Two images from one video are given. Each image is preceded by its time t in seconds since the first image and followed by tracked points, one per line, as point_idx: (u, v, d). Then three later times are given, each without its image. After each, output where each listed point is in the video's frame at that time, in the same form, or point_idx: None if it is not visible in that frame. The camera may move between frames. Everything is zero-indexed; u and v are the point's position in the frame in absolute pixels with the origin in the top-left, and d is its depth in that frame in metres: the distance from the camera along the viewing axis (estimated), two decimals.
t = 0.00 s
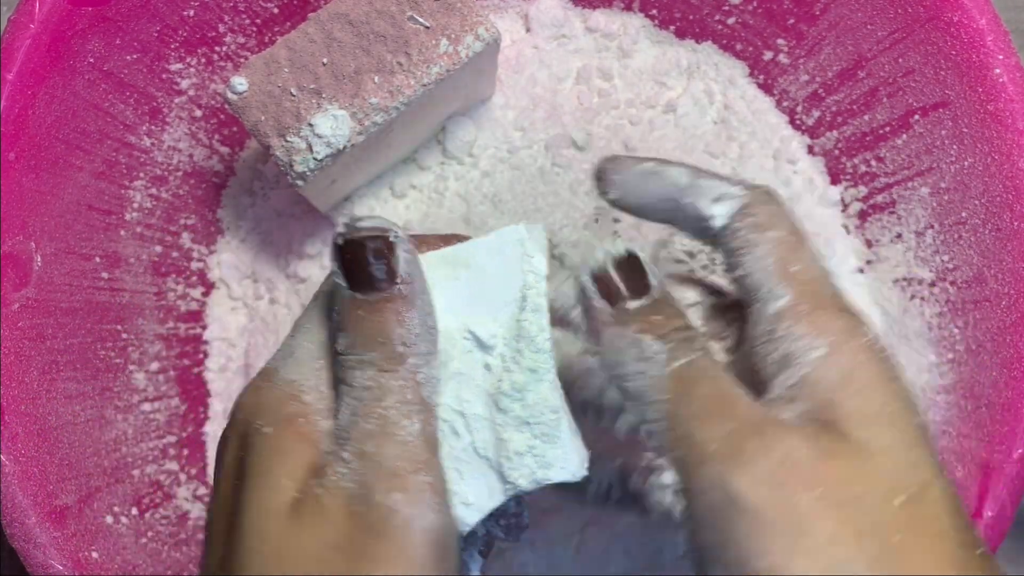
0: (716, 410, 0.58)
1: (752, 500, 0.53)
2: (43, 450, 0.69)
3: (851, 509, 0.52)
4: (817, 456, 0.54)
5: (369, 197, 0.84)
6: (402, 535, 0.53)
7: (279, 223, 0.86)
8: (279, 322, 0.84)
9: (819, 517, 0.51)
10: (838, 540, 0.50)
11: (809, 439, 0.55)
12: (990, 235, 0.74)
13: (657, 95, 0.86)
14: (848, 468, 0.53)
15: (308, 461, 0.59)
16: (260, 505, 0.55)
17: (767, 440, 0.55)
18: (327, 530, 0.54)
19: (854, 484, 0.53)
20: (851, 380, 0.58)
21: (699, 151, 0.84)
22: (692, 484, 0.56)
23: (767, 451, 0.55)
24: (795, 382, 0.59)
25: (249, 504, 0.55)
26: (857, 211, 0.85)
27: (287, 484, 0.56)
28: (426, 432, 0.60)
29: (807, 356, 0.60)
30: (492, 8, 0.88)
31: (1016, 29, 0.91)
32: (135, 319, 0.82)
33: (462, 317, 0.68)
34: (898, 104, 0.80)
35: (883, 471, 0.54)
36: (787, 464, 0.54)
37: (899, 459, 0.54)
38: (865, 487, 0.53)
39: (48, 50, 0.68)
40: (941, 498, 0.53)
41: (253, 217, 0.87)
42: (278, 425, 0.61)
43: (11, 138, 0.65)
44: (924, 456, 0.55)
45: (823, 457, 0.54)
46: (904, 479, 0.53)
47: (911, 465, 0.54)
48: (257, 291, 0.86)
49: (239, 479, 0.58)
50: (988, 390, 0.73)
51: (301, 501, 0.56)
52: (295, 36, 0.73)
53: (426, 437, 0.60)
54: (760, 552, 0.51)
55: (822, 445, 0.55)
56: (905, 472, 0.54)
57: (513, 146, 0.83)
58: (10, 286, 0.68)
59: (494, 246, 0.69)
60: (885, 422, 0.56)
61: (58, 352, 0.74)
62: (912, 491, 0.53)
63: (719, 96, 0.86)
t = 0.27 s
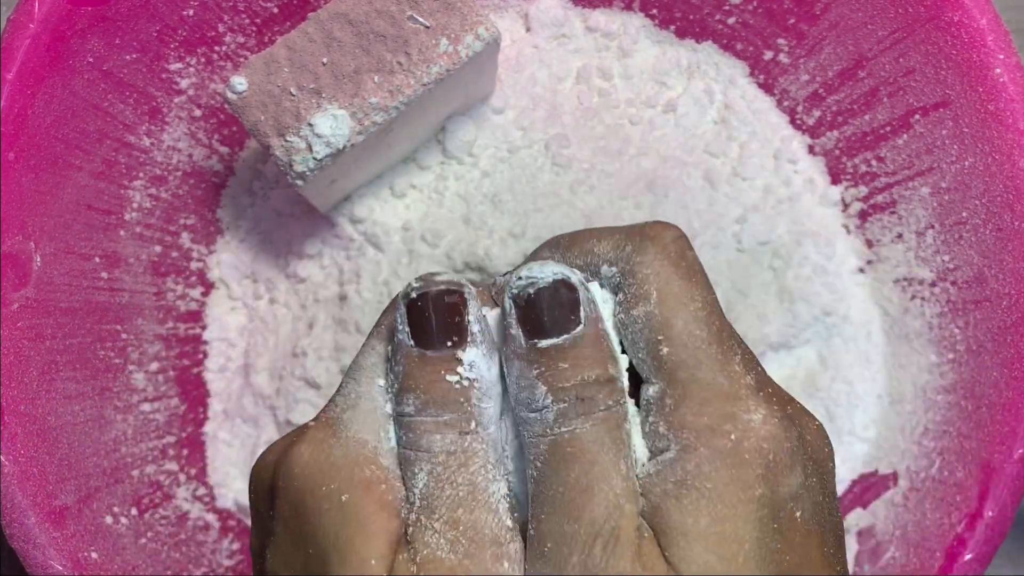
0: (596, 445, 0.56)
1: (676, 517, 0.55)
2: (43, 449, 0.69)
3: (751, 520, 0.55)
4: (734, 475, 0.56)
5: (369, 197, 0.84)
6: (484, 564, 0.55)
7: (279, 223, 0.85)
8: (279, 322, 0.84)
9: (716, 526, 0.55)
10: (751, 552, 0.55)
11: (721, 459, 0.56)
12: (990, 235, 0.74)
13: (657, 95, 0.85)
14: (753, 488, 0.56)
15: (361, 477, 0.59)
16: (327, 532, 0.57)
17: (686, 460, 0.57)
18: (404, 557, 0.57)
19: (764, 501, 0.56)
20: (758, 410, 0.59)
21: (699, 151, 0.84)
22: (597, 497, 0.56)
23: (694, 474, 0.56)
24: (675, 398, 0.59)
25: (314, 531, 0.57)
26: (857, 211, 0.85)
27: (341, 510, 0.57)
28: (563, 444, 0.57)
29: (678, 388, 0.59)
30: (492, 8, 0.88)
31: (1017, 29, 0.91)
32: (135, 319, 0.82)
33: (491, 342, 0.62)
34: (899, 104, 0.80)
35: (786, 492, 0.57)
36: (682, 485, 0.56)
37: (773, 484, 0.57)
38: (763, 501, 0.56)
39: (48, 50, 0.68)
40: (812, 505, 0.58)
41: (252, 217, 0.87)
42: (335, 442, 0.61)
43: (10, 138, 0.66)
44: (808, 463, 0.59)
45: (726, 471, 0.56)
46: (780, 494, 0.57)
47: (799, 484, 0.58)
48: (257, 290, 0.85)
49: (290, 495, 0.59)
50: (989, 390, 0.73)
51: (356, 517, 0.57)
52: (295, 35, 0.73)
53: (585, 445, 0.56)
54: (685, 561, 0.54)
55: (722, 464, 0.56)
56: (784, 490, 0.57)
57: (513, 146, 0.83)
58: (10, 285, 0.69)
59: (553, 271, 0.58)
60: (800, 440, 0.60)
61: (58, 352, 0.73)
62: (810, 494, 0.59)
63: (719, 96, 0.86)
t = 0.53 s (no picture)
0: (763, 398, 0.54)
1: (764, 489, 0.52)
2: (42, 450, 0.69)
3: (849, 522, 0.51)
4: (846, 469, 0.52)
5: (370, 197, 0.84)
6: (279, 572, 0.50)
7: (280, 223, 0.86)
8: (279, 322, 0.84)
9: (808, 519, 0.51)
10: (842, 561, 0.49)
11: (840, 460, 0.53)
12: (990, 235, 0.74)
13: (657, 95, 0.85)
14: (864, 500, 0.51)
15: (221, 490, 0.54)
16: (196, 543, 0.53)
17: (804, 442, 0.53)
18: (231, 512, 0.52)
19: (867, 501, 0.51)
20: (895, 422, 0.55)
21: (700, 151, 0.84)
22: (721, 463, 0.53)
23: (813, 476, 0.52)
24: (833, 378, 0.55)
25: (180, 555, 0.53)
26: (858, 211, 0.85)
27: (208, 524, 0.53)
28: (738, 339, 0.55)
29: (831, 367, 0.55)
30: (492, 8, 0.88)
31: (1017, 29, 0.91)
32: (135, 319, 0.82)
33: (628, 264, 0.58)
34: (899, 104, 0.80)
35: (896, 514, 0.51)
36: (806, 479, 0.52)
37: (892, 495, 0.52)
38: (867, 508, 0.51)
39: (48, 50, 0.68)
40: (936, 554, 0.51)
41: (252, 217, 0.87)
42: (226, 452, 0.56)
43: (10, 138, 0.66)
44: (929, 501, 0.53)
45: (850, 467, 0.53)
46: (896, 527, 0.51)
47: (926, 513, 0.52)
48: (257, 291, 0.86)
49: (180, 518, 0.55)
50: (988, 390, 0.73)
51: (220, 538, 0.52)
52: (295, 35, 0.73)
53: (761, 345, 0.55)
54: (755, 552, 0.51)
55: (841, 460, 0.53)
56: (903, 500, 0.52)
57: (513, 146, 0.83)
58: (10, 285, 0.69)
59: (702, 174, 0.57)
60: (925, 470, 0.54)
61: (58, 352, 0.73)
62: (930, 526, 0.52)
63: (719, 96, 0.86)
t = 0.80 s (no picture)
0: (893, 372, 0.52)
1: (908, 456, 0.51)
2: (42, 450, 0.69)
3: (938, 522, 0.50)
4: (965, 470, 0.52)
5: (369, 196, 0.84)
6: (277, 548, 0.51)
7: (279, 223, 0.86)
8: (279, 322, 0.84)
9: (958, 505, 0.51)
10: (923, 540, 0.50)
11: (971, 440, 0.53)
12: (991, 236, 0.74)
13: (657, 95, 0.85)
14: (983, 500, 0.52)
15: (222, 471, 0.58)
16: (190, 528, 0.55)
17: (927, 421, 0.52)
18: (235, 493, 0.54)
19: (967, 503, 0.51)
20: (993, 419, 0.57)
21: (699, 151, 0.84)
22: (861, 428, 0.52)
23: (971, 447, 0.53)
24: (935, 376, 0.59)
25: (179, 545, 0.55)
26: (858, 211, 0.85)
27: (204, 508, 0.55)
28: (877, 317, 0.53)
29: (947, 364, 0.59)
30: (492, 8, 0.87)
31: (1017, 29, 0.91)
32: (135, 319, 0.82)
33: (757, 270, 0.57)
34: (899, 104, 0.80)
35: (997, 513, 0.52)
36: (944, 446, 0.52)
37: (988, 492, 0.52)
38: (986, 505, 0.52)
39: (47, 49, 0.67)
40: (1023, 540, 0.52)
41: (252, 217, 0.87)
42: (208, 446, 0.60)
43: (10, 138, 0.65)
44: None
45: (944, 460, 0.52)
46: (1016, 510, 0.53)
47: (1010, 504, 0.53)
48: (256, 290, 0.86)
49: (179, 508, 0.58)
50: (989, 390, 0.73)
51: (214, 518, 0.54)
52: (294, 35, 0.72)
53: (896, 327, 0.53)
54: (890, 512, 0.50)
55: (970, 450, 0.53)
56: (1000, 500, 0.52)
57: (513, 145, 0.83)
58: (10, 285, 0.68)
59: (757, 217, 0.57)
60: None
61: (58, 353, 0.73)
62: None
63: (719, 95, 0.86)
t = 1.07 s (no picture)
0: (852, 405, 0.53)
1: (876, 487, 0.51)
2: (43, 450, 0.69)
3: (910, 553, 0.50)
4: (934, 499, 0.51)
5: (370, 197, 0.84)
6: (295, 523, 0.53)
7: (279, 223, 0.86)
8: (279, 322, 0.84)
9: (927, 533, 0.50)
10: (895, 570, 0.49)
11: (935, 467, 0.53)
12: (990, 235, 0.74)
13: (657, 95, 0.85)
14: (952, 529, 0.51)
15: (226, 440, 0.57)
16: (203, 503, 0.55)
17: (891, 450, 0.52)
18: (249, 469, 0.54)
19: (937, 531, 0.51)
20: (961, 449, 0.56)
21: (699, 151, 0.84)
22: (830, 461, 0.52)
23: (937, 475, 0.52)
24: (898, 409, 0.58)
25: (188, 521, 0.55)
26: (857, 211, 0.85)
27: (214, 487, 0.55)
28: (836, 354, 0.54)
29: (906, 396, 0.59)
30: (493, 8, 0.88)
31: (1016, 29, 0.91)
32: (135, 319, 0.82)
33: (721, 314, 0.59)
34: (898, 104, 0.80)
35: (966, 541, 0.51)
36: (910, 476, 0.51)
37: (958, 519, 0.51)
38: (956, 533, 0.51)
39: (48, 50, 0.68)
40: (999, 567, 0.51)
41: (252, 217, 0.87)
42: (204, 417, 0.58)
43: (11, 138, 0.65)
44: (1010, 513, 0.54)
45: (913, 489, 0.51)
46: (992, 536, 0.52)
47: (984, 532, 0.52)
48: (257, 290, 0.86)
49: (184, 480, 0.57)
50: (988, 390, 0.73)
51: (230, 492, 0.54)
52: (295, 35, 0.73)
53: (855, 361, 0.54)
54: (862, 542, 0.50)
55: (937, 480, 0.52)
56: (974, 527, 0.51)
57: (513, 146, 0.83)
58: (10, 285, 0.68)
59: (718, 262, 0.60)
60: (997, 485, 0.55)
61: (58, 352, 0.73)
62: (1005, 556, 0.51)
63: (719, 96, 0.86)
